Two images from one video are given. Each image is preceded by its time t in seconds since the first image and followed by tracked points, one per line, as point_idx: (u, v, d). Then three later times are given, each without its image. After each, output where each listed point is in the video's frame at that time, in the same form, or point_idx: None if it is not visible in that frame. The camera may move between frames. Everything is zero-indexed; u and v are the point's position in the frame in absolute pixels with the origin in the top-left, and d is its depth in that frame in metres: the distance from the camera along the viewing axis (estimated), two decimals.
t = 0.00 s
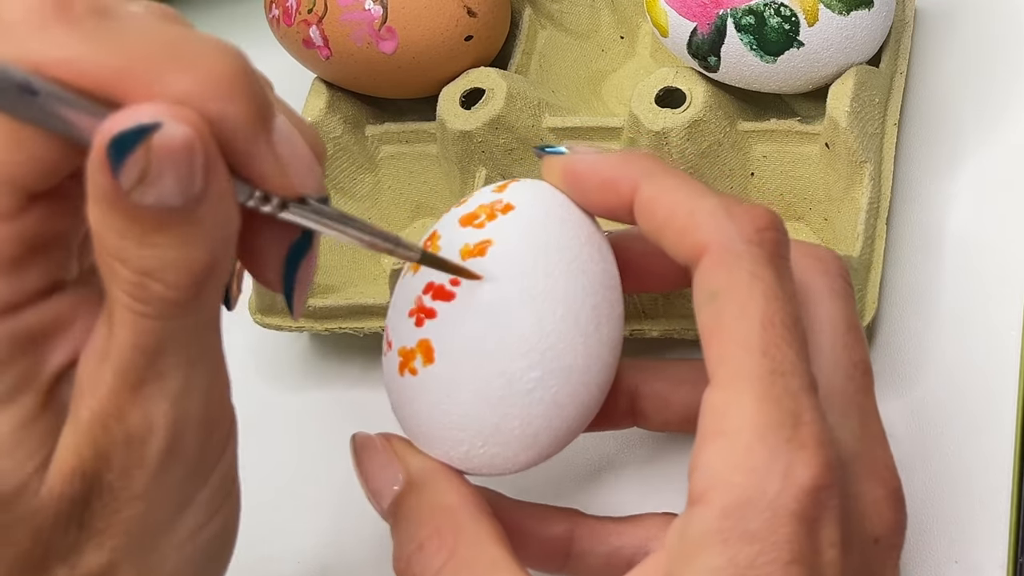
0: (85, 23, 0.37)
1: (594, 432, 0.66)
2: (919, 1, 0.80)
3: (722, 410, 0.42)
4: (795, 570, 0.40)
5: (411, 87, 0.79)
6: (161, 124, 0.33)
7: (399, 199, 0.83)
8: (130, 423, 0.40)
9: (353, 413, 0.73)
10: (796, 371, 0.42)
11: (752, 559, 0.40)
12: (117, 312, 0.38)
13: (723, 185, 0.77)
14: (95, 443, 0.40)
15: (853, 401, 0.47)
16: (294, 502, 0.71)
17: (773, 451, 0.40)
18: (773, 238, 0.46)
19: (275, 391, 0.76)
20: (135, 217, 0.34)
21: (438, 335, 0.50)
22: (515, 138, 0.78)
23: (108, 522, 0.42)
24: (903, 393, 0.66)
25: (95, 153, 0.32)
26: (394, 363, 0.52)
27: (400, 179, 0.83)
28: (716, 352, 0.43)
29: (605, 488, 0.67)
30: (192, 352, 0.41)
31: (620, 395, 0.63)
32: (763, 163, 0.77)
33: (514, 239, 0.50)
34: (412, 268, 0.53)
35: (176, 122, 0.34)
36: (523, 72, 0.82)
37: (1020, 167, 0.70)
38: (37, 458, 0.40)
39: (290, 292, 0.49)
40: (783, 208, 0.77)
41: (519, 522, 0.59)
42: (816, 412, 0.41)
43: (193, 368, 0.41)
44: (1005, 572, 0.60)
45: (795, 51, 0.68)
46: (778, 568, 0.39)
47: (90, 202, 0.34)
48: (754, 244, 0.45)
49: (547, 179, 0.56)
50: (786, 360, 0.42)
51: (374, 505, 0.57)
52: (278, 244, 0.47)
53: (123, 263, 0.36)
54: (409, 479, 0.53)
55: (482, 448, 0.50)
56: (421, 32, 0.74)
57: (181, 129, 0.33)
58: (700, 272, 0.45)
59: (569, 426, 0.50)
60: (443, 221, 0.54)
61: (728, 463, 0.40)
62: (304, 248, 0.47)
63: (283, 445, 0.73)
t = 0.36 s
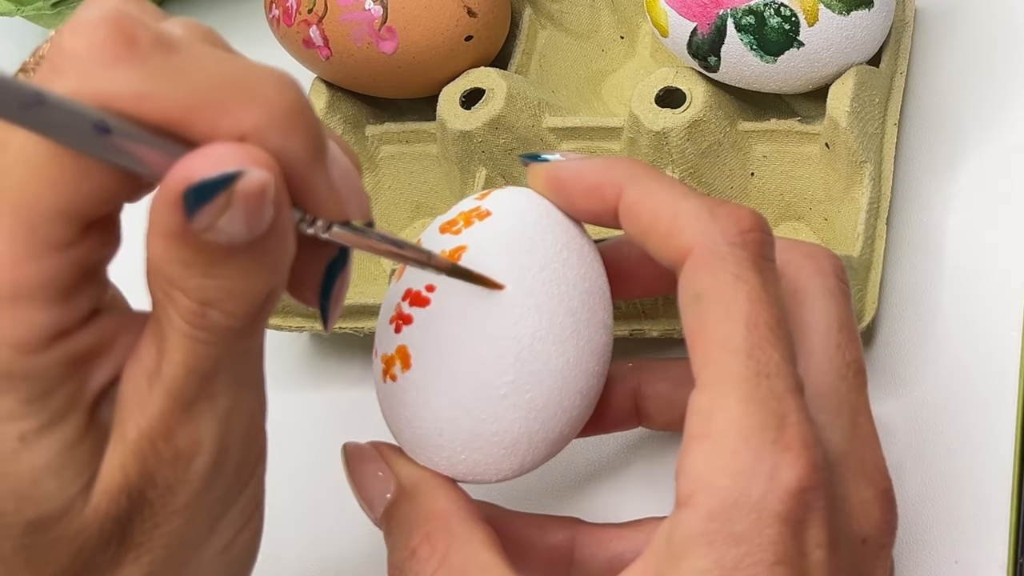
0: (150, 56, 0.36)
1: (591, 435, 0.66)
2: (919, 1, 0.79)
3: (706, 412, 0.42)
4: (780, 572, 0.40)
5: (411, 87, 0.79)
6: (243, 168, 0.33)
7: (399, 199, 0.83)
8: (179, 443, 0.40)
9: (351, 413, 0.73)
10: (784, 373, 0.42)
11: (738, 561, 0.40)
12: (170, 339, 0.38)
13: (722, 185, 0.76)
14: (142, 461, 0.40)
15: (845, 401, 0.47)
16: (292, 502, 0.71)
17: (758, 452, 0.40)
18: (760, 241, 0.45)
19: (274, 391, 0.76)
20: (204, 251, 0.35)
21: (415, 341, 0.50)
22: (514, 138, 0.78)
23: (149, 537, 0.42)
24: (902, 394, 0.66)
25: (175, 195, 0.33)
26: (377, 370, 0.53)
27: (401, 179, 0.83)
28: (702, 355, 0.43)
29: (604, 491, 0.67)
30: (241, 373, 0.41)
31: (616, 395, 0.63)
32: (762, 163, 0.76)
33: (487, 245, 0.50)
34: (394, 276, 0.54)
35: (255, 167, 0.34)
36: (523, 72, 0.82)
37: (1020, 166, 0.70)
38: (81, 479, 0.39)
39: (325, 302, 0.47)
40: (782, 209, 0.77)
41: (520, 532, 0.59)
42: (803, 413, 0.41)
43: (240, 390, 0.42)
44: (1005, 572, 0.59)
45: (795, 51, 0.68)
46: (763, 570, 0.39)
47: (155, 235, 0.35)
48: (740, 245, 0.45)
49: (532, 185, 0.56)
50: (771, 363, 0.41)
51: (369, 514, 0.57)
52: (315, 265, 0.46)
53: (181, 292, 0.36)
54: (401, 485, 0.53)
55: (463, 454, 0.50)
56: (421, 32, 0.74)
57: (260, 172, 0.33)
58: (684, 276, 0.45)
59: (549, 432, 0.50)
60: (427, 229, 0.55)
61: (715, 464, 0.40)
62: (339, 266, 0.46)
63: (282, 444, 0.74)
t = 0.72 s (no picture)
0: (125, 57, 0.35)
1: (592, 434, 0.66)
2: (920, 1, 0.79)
3: (707, 412, 0.41)
4: (780, 571, 0.40)
5: (410, 87, 0.79)
6: (214, 156, 0.33)
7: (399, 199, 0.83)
8: (157, 450, 0.40)
9: (350, 413, 0.73)
10: (784, 373, 0.42)
11: (737, 561, 0.40)
12: (146, 342, 0.38)
13: (722, 185, 0.76)
14: (120, 469, 0.40)
15: (846, 401, 0.47)
16: (292, 502, 0.71)
17: (759, 452, 0.40)
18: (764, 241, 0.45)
19: (274, 391, 0.76)
20: (177, 246, 0.35)
21: (418, 339, 0.50)
22: (514, 138, 0.78)
23: (131, 544, 0.42)
24: (903, 394, 0.66)
25: (145, 187, 0.33)
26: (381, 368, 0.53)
27: (401, 179, 0.83)
28: (703, 354, 0.43)
29: (604, 491, 0.67)
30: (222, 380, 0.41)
31: (616, 395, 0.63)
32: (763, 163, 0.76)
33: (492, 245, 0.50)
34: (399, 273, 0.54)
35: (229, 155, 0.34)
36: (523, 72, 0.82)
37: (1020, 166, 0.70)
38: (60, 485, 0.40)
39: (299, 312, 0.47)
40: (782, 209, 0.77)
41: (520, 532, 0.59)
42: (804, 413, 0.41)
43: (219, 394, 0.41)
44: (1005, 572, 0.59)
45: (795, 51, 0.68)
46: (762, 569, 0.39)
47: (129, 232, 0.35)
48: (741, 244, 0.45)
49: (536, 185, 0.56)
50: (772, 363, 0.41)
51: (370, 514, 0.57)
52: (290, 271, 0.46)
53: (157, 294, 0.36)
54: (403, 484, 0.53)
55: (465, 453, 0.50)
56: (421, 32, 0.74)
57: (232, 159, 0.33)
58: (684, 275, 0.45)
59: (551, 431, 0.50)
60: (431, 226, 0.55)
61: (715, 464, 0.40)
62: (312, 276, 0.46)
63: (282, 444, 0.74)
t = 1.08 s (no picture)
0: (130, 59, 0.36)
1: (591, 434, 0.66)
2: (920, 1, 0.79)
3: (707, 412, 0.41)
4: (779, 571, 0.40)
5: (410, 87, 0.79)
6: (225, 160, 0.33)
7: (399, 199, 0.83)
8: (167, 450, 0.40)
9: (350, 413, 0.73)
10: (784, 373, 0.41)
11: (736, 560, 0.40)
12: (156, 343, 0.38)
13: (722, 185, 0.76)
14: (131, 470, 0.40)
15: (845, 401, 0.47)
16: (292, 502, 0.71)
17: (758, 452, 0.40)
18: (763, 241, 0.45)
19: (274, 391, 0.76)
20: (188, 249, 0.35)
21: (417, 340, 0.50)
22: (514, 138, 0.78)
23: (141, 545, 0.42)
24: (903, 394, 0.66)
25: (156, 191, 0.33)
26: (380, 369, 0.53)
27: (401, 178, 0.83)
28: (702, 355, 0.43)
29: (604, 491, 0.67)
30: (229, 380, 0.41)
31: (616, 395, 0.63)
32: (762, 163, 0.76)
33: (490, 245, 0.50)
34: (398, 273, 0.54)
35: (239, 159, 0.34)
36: (523, 72, 0.82)
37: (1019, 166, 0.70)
38: (71, 486, 0.39)
39: (314, 310, 0.47)
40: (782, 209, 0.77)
41: (520, 532, 0.59)
42: (803, 413, 0.41)
43: (229, 395, 0.41)
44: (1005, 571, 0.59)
45: (795, 51, 0.68)
46: (761, 570, 0.39)
47: (139, 234, 0.35)
48: (741, 244, 0.45)
49: (536, 184, 0.55)
50: (771, 363, 0.41)
51: (369, 515, 0.57)
52: (304, 272, 0.47)
53: (167, 296, 0.36)
54: (402, 484, 0.53)
55: (464, 453, 0.50)
56: (421, 32, 0.74)
57: (242, 162, 0.33)
58: (685, 275, 0.45)
59: (550, 431, 0.50)
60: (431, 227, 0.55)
61: (714, 465, 0.40)
62: (326, 274, 0.45)
63: (282, 444, 0.74)
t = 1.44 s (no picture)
0: (130, 59, 0.36)
1: (591, 435, 0.66)
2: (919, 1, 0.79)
3: (706, 413, 0.41)
4: (778, 572, 0.40)
5: (410, 87, 0.79)
6: (221, 163, 0.33)
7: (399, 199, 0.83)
8: (170, 449, 0.40)
9: (350, 414, 0.73)
10: (783, 373, 0.41)
11: (735, 561, 0.40)
12: (158, 340, 0.38)
13: (722, 185, 0.76)
14: (134, 467, 0.40)
15: (844, 402, 0.47)
16: (292, 502, 0.71)
17: (757, 453, 0.40)
18: (762, 241, 0.45)
19: (274, 392, 0.76)
20: (186, 249, 0.35)
21: (416, 340, 0.50)
22: (514, 138, 0.78)
23: (143, 544, 0.42)
24: (902, 394, 0.66)
25: (151, 192, 0.33)
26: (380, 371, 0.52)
27: (401, 178, 0.83)
28: (700, 355, 0.43)
29: (604, 491, 0.67)
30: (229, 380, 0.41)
31: (615, 395, 0.63)
32: (762, 163, 0.76)
33: (489, 245, 0.50)
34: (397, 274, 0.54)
35: (235, 162, 0.34)
36: (523, 72, 0.82)
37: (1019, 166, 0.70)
38: (75, 483, 0.40)
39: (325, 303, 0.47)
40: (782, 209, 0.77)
41: (519, 532, 0.59)
42: (802, 414, 0.41)
43: (230, 393, 0.41)
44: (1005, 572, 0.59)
45: (795, 51, 0.68)
46: (759, 570, 0.39)
47: (137, 235, 0.35)
48: (740, 244, 0.45)
49: (534, 185, 0.55)
50: (770, 364, 0.41)
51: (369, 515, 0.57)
52: (311, 266, 0.47)
53: (167, 293, 0.36)
54: (401, 484, 0.53)
55: (463, 453, 0.50)
56: (421, 32, 0.74)
57: (238, 166, 0.33)
58: (683, 276, 0.45)
59: (550, 431, 0.50)
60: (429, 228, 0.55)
61: (712, 465, 0.40)
62: (334, 267, 0.46)
63: (282, 444, 0.74)
